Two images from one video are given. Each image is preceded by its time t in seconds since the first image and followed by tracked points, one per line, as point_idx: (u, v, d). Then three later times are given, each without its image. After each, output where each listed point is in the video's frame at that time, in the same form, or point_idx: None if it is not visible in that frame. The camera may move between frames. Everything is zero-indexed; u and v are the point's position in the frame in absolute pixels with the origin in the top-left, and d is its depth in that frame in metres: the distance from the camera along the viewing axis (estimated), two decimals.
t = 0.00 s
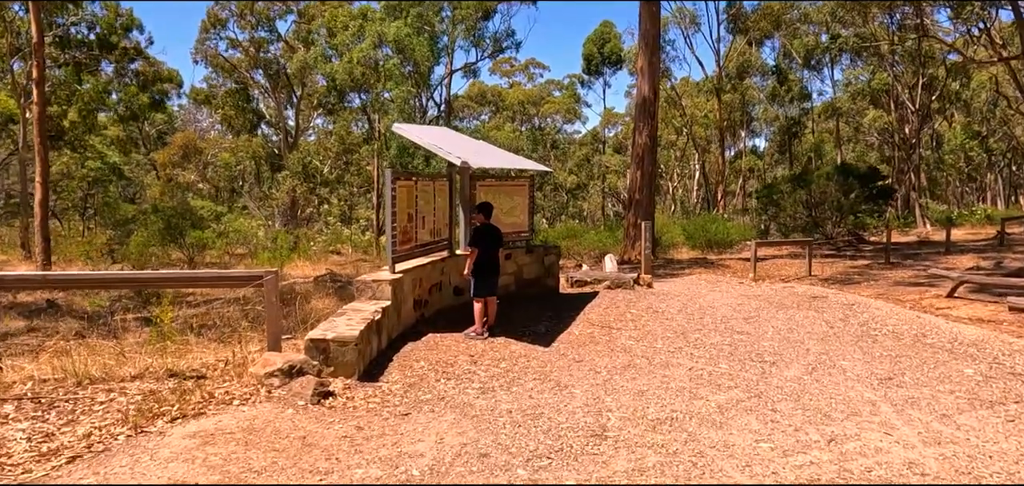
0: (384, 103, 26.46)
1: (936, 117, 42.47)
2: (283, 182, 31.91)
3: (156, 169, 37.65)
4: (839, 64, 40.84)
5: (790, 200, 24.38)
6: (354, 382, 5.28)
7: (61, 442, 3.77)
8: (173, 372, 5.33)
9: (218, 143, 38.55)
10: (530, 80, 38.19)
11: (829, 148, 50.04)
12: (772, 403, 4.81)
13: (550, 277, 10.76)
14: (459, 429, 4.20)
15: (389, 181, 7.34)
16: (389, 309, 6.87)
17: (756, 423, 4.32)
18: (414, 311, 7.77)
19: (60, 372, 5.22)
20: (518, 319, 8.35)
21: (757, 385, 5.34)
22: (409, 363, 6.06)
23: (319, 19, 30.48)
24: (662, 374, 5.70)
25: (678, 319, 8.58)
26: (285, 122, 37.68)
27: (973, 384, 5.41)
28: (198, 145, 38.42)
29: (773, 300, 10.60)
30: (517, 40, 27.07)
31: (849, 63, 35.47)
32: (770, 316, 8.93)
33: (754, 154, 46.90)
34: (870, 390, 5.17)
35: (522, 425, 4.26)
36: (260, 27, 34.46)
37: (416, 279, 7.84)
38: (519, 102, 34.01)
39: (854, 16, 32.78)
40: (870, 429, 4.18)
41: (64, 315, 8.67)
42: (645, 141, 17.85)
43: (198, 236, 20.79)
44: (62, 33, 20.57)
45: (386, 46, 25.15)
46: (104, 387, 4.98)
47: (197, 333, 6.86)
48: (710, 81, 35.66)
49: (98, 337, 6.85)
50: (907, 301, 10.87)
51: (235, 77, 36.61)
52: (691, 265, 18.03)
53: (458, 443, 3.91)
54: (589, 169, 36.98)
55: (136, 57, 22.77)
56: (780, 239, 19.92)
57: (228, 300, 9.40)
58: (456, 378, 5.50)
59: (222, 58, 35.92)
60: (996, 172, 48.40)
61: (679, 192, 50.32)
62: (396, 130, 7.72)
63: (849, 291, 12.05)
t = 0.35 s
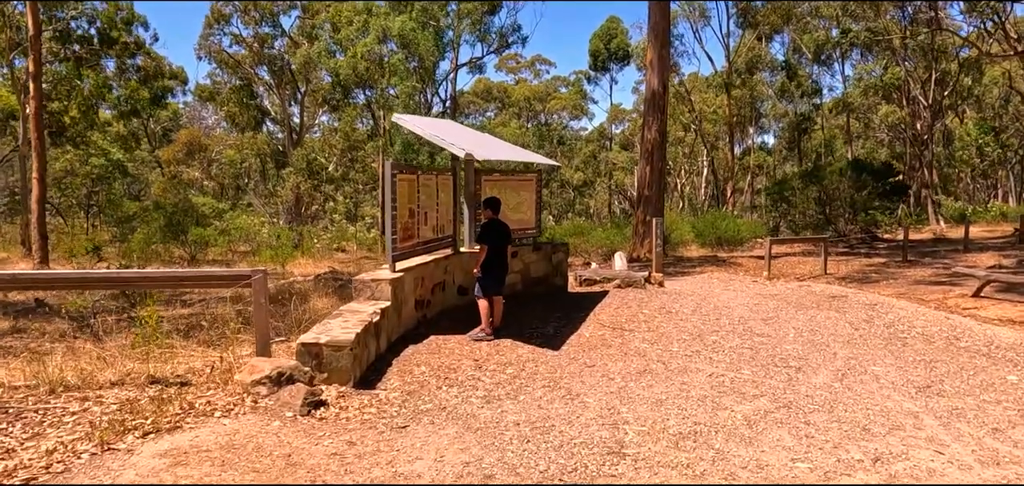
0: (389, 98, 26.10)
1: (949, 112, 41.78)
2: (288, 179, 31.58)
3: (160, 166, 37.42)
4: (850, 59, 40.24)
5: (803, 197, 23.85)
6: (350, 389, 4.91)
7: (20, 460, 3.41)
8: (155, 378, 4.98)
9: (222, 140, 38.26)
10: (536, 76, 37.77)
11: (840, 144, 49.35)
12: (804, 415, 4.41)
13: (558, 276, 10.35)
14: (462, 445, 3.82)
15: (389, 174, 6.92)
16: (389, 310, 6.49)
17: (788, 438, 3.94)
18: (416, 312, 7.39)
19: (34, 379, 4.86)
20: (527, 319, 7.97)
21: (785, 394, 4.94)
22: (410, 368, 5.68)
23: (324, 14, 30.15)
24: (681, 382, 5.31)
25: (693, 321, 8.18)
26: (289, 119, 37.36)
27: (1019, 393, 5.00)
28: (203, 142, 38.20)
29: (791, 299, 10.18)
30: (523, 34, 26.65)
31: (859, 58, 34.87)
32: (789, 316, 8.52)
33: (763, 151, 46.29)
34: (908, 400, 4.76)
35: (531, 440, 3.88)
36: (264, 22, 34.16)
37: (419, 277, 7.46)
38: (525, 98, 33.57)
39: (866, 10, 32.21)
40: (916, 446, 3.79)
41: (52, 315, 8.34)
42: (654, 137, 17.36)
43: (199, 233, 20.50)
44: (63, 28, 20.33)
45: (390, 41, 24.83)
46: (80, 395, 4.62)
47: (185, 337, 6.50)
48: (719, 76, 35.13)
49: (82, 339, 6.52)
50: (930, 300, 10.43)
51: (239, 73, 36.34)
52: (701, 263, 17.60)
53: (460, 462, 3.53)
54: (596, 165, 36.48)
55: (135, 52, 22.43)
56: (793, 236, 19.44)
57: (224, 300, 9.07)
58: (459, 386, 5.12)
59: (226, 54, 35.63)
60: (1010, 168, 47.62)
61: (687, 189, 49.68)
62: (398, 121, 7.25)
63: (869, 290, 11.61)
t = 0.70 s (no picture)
0: (394, 92, 25.68)
1: (965, 105, 40.95)
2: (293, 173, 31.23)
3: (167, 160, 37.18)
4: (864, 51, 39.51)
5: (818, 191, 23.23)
6: (342, 398, 4.54)
7: None
8: (133, 384, 4.63)
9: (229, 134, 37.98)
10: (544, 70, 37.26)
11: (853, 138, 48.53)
12: (838, 429, 4.01)
13: (567, 273, 9.93)
14: (461, 464, 3.44)
15: (389, 166, 6.52)
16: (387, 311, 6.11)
17: (825, 459, 3.53)
18: (417, 312, 7.01)
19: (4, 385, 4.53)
20: (534, 320, 7.57)
21: (815, 405, 4.53)
22: (408, 373, 5.30)
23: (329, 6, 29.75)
24: (701, 390, 4.90)
25: (709, 321, 7.76)
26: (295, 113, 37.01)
27: None
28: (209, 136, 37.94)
29: (811, 298, 9.72)
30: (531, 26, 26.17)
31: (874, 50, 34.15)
32: (811, 316, 8.08)
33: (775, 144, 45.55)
34: (952, 413, 4.34)
35: (538, 459, 3.50)
36: (270, 15, 33.82)
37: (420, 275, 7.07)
38: (533, 92, 33.09)
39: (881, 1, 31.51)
40: (970, 470, 3.38)
41: (42, 313, 8.03)
42: (665, 129, 16.80)
43: (202, 228, 20.17)
44: (64, 20, 20.05)
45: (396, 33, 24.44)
46: (50, 404, 4.28)
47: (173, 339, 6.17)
48: (731, 68, 34.53)
49: (64, 340, 6.18)
50: (958, 299, 9.94)
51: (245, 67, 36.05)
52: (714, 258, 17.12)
53: None
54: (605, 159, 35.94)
55: (138, 45, 22.14)
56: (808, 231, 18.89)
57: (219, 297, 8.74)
58: (460, 394, 4.74)
59: (232, 48, 35.32)
60: None
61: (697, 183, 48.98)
62: (397, 108, 6.76)
63: (891, 288, 11.12)
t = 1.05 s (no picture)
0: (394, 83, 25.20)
1: (974, 97, 40.29)
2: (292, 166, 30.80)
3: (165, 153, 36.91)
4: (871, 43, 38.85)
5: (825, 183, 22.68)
6: (316, 404, 4.15)
7: None
8: (88, 387, 4.24)
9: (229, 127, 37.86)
10: (547, 62, 36.74)
11: (860, 130, 47.85)
12: (865, 440, 3.60)
13: (568, 266, 9.51)
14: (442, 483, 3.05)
15: (376, 151, 6.10)
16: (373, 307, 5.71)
17: (853, 478, 3.13)
18: (407, 307, 6.60)
19: None
20: (531, 316, 7.16)
21: (835, 412, 4.12)
22: (393, 375, 4.91)
23: None
24: (711, 395, 4.50)
25: (717, 318, 7.34)
26: (294, 105, 36.57)
27: None
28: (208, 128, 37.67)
29: (823, 293, 9.29)
30: (533, 16, 25.66)
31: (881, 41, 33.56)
32: (823, 312, 7.66)
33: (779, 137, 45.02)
34: (989, 422, 3.93)
35: (530, 478, 3.11)
36: (268, 6, 33.35)
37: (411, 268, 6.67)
38: (535, 84, 32.58)
39: None
40: None
41: (14, 308, 7.64)
42: (670, 119, 16.28)
43: (197, 221, 19.75)
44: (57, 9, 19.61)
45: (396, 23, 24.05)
46: None
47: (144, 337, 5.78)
48: (736, 59, 34.00)
49: (27, 336, 5.79)
50: (976, 294, 9.50)
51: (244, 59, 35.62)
52: (719, 252, 16.69)
53: None
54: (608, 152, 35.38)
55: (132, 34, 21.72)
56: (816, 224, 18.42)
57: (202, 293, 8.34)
58: (447, 398, 4.34)
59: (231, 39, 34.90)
60: None
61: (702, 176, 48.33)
62: (384, 90, 6.35)
63: (906, 283, 10.67)
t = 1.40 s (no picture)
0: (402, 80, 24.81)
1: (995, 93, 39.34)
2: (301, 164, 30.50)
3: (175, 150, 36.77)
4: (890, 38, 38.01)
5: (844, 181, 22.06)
6: (299, 422, 3.80)
7: None
8: (52, 402, 3.89)
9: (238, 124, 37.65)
10: (558, 58, 36.23)
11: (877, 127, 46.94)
12: (910, 471, 3.21)
13: (578, 267, 9.11)
14: None
15: (372, 146, 5.73)
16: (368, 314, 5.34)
17: None
18: (406, 313, 6.24)
19: None
20: (538, 321, 6.77)
21: (873, 435, 3.71)
22: (387, 388, 4.54)
23: None
24: (734, 413, 4.09)
25: (736, 323, 6.92)
26: (303, 103, 36.29)
27: None
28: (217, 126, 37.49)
29: (846, 296, 8.83)
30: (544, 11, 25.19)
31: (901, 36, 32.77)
32: (849, 317, 7.22)
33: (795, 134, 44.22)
34: None
35: None
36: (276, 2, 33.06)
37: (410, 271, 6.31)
38: (546, 80, 32.08)
39: None
40: None
41: None
42: (683, 115, 15.76)
43: (202, 219, 19.45)
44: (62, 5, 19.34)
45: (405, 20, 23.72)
46: None
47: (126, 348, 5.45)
48: (751, 54, 33.39)
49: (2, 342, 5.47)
50: (1009, 297, 9.00)
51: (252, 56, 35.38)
52: (734, 251, 16.19)
53: None
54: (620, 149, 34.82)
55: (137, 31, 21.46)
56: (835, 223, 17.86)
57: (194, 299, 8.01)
58: (443, 416, 3.96)
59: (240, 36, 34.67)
60: None
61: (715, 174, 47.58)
62: (380, 81, 5.97)
63: (933, 285, 10.17)
